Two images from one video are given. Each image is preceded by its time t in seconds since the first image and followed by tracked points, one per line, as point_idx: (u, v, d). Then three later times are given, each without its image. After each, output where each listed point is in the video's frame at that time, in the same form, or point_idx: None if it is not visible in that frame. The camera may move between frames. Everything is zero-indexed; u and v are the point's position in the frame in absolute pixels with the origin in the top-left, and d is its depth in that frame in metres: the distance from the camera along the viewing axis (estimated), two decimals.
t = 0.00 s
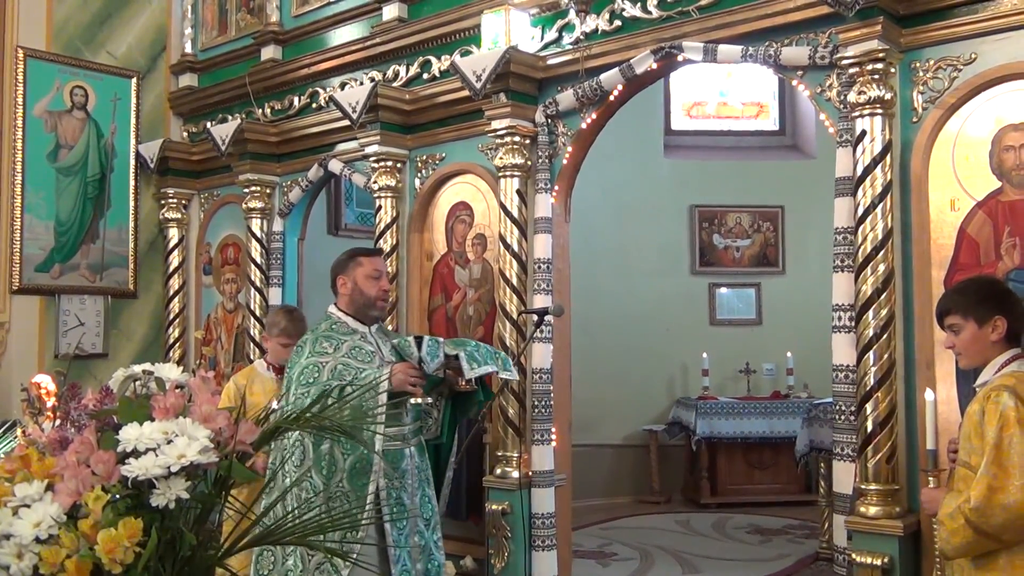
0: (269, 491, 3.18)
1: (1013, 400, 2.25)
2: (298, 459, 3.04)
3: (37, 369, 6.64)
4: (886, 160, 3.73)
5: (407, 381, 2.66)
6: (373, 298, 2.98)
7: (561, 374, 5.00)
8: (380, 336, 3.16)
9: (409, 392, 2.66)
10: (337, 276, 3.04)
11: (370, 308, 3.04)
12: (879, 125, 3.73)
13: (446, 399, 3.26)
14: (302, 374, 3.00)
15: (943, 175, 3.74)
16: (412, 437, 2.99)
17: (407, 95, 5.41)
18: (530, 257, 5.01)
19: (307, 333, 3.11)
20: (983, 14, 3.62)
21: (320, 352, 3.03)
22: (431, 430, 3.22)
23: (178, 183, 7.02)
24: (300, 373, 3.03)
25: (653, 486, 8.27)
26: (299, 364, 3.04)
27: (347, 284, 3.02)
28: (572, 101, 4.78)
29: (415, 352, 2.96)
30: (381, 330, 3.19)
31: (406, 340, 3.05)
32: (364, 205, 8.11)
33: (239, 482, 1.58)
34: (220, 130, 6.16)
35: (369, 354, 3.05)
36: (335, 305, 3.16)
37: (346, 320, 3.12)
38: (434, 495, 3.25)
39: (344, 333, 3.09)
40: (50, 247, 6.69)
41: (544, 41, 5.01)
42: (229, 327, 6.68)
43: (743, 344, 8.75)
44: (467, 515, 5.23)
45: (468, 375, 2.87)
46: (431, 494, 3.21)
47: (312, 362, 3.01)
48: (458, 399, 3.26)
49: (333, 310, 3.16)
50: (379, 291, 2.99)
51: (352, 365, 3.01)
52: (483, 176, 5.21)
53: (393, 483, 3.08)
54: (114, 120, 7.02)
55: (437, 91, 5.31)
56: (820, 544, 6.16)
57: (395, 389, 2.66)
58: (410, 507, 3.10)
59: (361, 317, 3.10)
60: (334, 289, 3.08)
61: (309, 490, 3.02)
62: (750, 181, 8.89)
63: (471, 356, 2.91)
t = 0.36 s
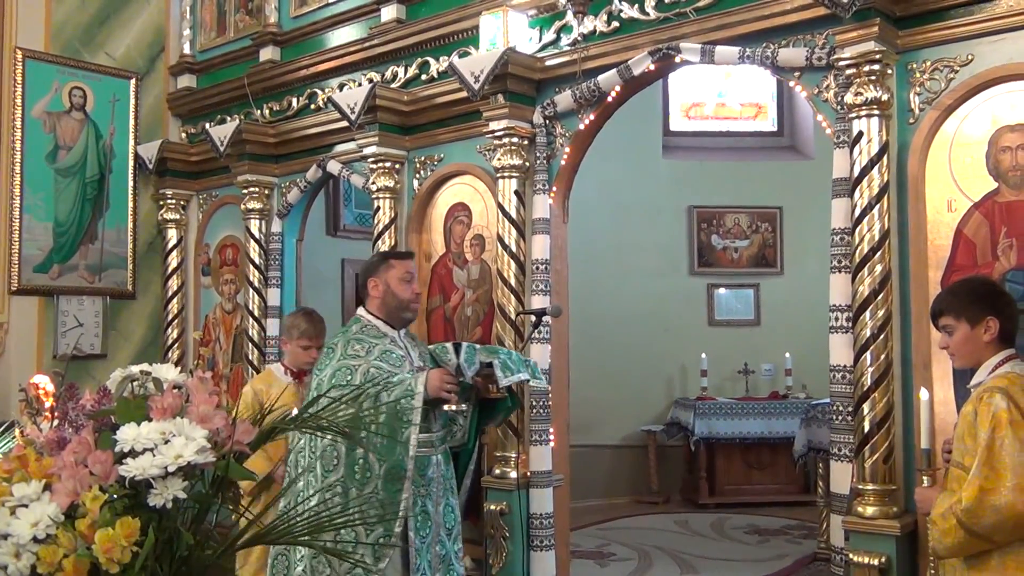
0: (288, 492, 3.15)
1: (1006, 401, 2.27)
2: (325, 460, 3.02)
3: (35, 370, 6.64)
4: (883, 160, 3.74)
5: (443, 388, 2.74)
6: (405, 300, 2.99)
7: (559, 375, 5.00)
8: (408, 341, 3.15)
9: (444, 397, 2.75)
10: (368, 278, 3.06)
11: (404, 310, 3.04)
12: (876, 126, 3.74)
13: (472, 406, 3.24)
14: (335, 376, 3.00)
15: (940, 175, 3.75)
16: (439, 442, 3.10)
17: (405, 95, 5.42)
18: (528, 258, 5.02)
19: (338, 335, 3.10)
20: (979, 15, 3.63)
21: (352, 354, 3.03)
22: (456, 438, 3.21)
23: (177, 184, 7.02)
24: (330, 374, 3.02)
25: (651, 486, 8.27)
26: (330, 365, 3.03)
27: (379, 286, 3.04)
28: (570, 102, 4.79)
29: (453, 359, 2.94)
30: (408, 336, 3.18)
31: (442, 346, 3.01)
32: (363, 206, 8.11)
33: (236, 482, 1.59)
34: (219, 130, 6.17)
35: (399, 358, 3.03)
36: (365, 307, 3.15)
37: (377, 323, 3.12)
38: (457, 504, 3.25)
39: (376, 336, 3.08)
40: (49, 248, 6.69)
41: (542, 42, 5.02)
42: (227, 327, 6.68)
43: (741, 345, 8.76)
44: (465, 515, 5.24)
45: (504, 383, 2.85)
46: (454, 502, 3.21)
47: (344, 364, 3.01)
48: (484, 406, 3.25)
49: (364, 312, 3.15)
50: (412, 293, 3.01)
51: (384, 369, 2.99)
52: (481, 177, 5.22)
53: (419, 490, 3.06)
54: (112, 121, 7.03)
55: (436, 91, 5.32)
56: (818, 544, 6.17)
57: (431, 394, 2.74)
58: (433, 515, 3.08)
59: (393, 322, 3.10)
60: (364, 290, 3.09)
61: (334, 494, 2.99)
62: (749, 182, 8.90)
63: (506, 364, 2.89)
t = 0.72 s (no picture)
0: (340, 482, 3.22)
1: (1001, 398, 2.28)
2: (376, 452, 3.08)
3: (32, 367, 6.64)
4: (878, 157, 3.74)
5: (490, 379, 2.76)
6: (448, 292, 3.04)
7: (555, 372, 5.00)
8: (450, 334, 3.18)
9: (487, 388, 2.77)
10: (408, 271, 3.10)
11: (444, 303, 3.10)
12: (872, 123, 3.74)
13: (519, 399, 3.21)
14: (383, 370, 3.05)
15: (935, 172, 3.75)
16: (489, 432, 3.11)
17: (402, 92, 5.42)
18: (524, 255, 5.02)
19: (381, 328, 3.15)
20: (974, 12, 3.63)
21: (397, 348, 3.07)
22: (503, 430, 3.15)
23: (174, 180, 7.02)
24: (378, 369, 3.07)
25: (648, 483, 8.28)
26: (376, 360, 3.08)
27: (420, 279, 3.08)
28: (566, 99, 4.79)
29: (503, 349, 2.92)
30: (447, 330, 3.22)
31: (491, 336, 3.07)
32: (360, 203, 8.11)
33: (227, 478, 1.59)
34: (214, 128, 6.23)
35: (444, 350, 3.07)
36: (406, 300, 3.19)
37: (418, 315, 3.15)
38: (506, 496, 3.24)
39: (416, 330, 3.11)
40: (45, 245, 6.69)
41: (538, 39, 5.01)
42: (224, 324, 6.68)
43: (739, 342, 8.76)
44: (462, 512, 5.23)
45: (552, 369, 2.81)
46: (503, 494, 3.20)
47: (390, 358, 3.05)
48: (529, 393, 3.19)
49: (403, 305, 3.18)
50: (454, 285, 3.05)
51: (430, 360, 3.03)
52: (477, 173, 5.21)
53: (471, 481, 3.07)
54: (109, 118, 7.00)
55: (432, 88, 5.31)
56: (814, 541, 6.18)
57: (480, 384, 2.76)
58: (484, 505, 3.11)
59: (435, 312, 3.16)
60: (406, 283, 3.13)
61: (386, 485, 3.05)
62: (746, 179, 8.91)
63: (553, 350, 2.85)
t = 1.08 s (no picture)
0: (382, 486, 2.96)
1: (996, 397, 2.30)
2: (419, 454, 2.81)
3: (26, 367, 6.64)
4: (870, 158, 3.75)
5: (535, 379, 2.57)
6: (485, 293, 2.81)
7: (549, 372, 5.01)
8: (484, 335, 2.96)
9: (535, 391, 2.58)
10: (441, 270, 2.87)
11: (481, 303, 2.86)
12: (864, 124, 3.76)
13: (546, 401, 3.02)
14: (425, 369, 2.81)
15: (927, 172, 3.76)
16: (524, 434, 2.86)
17: (397, 92, 5.43)
18: (519, 255, 5.03)
19: (419, 326, 2.91)
20: (966, 13, 3.64)
21: (437, 347, 2.82)
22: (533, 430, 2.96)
23: (168, 181, 7.02)
24: (418, 369, 2.82)
25: (643, 483, 8.28)
26: (416, 359, 2.83)
27: (454, 279, 2.85)
28: (561, 99, 4.79)
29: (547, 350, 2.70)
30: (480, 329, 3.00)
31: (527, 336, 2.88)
32: (355, 203, 8.11)
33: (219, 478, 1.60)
34: (209, 128, 6.20)
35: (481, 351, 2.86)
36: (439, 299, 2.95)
37: (455, 315, 2.92)
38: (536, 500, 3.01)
39: (456, 330, 2.87)
40: (40, 245, 6.69)
41: (532, 39, 5.02)
42: (219, 324, 6.68)
43: (733, 342, 8.78)
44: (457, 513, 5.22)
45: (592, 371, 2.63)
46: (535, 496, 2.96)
47: (431, 358, 2.81)
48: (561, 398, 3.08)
49: (437, 303, 2.94)
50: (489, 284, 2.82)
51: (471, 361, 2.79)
52: (471, 174, 5.22)
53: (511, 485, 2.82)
54: (104, 119, 7.01)
55: (426, 88, 5.32)
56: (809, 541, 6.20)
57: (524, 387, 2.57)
58: (522, 508, 2.87)
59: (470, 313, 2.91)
60: (440, 281, 2.90)
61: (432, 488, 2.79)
62: (741, 179, 8.92)
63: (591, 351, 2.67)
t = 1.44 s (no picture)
0: (426, 495, 2.67)
1: (990, 392, 2.32)
2: (478, 458, 2.54)
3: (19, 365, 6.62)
4: (862, 153, 3.76)
5: (588, 379, 2.38)
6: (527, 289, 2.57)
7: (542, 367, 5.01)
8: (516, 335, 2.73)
9: (586, 390, 2.39)
10: (478, 265, 2.60)
11: (518, 301, 2.64)
12: (856, 119, 3.77)
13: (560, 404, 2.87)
14: (482, 369, 2.55)
15: (920, 167, 3.76)
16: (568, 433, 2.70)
17: (390, 88, 5.42)
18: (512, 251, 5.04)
19: (461, 323, 2.64)
20: (958, 8, 3.65)
21: (487, 347, 2.57)
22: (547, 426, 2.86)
23: (162, 178, 7.01)
24: (470, 370, 2.57)
25: (638, 479, 8.29)
26: (469, 359, 2.58)
27: (492, 275, 2.59)
28: (554, 95, 4.79)
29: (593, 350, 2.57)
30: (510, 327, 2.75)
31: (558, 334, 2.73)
32: (349, 199, 8.11)
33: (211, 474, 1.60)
34: (203, 124, 6.16)
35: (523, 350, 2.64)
36: (469, 294, 2.67)
37: (488, 310, 2.64)
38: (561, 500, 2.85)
39: (500, 328, 2.62)
40: (33, 242, 6.65)
41: (525, 35, 5.01)
42: (212, 321, 6.67)
43: (728, 337, 8.79)
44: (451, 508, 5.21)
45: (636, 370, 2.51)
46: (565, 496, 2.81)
47: (484, 359, 2.56)
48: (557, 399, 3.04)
49: (467, 297, 2.67)
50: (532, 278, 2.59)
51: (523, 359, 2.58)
52: (465, 170, 5.22)
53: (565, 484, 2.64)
54: (97, 115, 6.99)
55: (419, 84, 5.32)
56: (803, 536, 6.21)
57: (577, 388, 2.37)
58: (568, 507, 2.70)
59: (506, 309, 2.65)
60: (472, 275, 2.62)
61: (497, 494, 2.52)
62: (735, 175, 8.93)
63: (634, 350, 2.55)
